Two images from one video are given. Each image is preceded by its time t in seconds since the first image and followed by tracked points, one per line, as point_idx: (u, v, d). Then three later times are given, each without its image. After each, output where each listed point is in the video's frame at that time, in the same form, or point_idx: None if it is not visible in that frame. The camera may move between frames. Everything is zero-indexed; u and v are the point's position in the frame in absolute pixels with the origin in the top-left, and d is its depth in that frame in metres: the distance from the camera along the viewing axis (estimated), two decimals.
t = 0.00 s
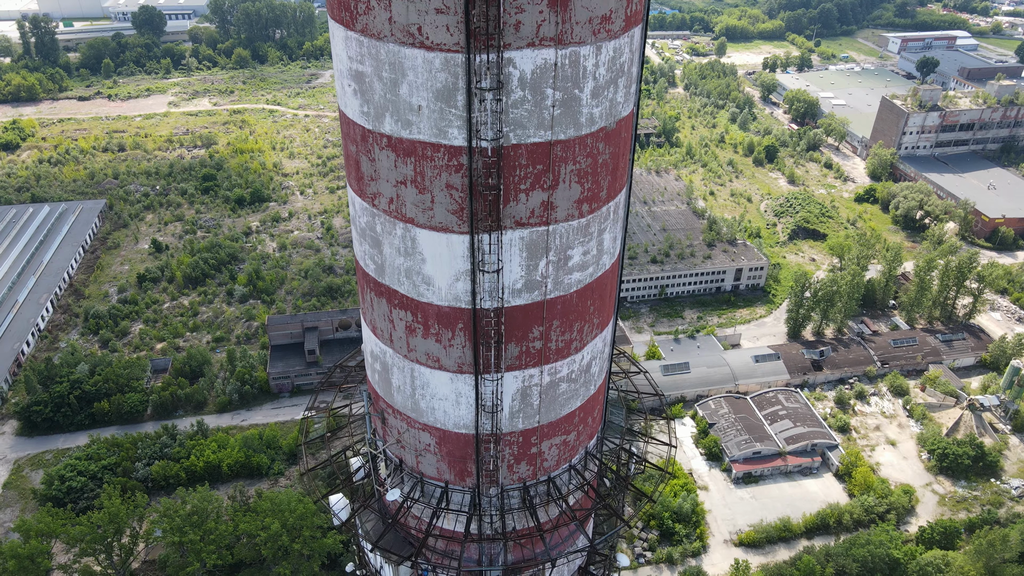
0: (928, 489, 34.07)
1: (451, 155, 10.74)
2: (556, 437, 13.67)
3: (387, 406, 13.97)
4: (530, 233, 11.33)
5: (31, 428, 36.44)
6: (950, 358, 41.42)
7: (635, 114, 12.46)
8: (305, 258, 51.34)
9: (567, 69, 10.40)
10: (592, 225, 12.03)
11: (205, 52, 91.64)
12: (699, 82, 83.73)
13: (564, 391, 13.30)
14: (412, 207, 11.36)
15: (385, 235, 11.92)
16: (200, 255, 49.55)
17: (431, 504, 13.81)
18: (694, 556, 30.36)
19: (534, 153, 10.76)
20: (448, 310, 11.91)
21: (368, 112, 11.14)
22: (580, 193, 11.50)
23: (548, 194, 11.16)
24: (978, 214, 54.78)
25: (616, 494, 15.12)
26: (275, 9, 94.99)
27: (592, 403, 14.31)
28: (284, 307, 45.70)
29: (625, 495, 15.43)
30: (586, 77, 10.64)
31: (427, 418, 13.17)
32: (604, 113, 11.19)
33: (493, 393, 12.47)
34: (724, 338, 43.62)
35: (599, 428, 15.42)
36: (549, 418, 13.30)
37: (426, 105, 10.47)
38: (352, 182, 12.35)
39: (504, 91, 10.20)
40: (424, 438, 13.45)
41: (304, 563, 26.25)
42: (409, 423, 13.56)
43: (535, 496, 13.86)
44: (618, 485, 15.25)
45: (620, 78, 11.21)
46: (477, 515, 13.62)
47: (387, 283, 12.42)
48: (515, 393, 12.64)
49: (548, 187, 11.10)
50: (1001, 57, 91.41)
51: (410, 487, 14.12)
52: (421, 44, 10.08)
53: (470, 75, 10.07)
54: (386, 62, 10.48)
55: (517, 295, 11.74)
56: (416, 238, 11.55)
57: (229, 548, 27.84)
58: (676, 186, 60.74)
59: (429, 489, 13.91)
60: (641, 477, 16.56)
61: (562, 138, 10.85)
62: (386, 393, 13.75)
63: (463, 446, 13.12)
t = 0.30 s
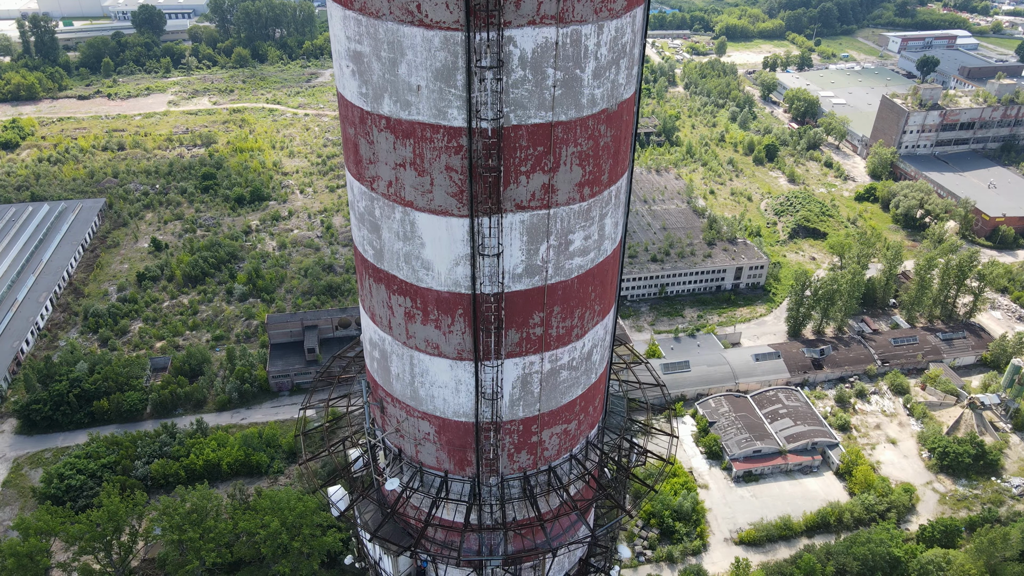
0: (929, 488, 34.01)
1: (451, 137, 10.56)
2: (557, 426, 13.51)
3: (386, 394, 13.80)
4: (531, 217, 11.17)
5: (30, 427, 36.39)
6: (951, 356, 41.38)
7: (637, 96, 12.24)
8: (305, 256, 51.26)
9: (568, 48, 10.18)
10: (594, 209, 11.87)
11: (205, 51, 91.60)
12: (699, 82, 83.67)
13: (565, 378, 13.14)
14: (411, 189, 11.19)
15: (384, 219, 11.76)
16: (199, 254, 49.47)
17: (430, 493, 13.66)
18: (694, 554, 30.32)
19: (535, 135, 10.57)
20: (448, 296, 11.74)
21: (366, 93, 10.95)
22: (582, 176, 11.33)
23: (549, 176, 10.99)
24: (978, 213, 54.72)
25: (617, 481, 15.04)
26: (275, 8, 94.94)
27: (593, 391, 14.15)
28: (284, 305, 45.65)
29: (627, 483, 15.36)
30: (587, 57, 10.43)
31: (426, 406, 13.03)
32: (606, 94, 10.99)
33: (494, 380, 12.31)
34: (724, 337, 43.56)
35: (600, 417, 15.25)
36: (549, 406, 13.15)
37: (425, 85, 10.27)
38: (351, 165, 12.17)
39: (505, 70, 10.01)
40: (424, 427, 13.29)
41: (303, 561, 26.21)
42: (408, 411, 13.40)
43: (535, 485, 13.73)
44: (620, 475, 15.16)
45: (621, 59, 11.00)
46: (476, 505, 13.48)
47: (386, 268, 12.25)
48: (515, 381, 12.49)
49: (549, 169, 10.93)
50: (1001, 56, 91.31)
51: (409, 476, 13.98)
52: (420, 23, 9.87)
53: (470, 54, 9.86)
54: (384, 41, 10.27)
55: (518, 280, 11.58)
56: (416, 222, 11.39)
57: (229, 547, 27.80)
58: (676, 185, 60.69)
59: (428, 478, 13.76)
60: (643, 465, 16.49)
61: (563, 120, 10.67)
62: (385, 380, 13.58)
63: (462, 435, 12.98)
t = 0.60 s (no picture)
0: (930, 486, 33.96)
1: (450, 118, 10.41)
2: (558, 414, 13.28)
3: (385, 382, 13.59)
4: (531, 200, 11.00)
5: (30, 426, 36.36)
6: (951, 355, 41.32)
7: (638, 79, 12.06)
8: (304, 255, 51.19)
9: (569, 27, 10.03)
10: (595, 192, 11.69)
11: (205, 51, 91.53)
12: (699, 81, 83.59)
13: (566, 365, 12.93)
14: (410, 172, 11.03)
15: (383, 203, 11.59)
16: (199, 252, 49.39)
17: (429, 482, 13.45)
18: (695, 553, 30.28)
19: (536, 115, 10.41)
20: (447, 281, 11.56)
21: (365, 74, 10.80)
22: (583, 158, 11.16)
23: (550, 157, 10.83)
24: (978, 212, 54.66)
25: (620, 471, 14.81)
26: (275, 7, 94.89)
27: (595, 379, 13.93)
28: (284, 304, 45.60)
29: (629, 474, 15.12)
30: (589, 36, 10.27)
31: (425, 394, 12.83)
32: (607, 75, 10.82)
33: (493, 366, 12.11)
34: (724, 336, 43.49)
35: (601, 406, 15.00)
36: (550, 394, 12.93)
37: (424, 65, 10.12)
38: (349, 149, 12.00)
39: (505, 49, 9.85)
40: (423, 415, 13.08)
41: (302, 559, 26.19)
42: (407, 399, 13.19)
43: (536, 475, 13.51)
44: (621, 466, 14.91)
45: (623, 39, 10.83)
46: (476, 494, 13.26)
47: (385, 254, 12.08)
48: (515, 367, 12.29)
49: (550, 151, 10.76)
50: (1001, 55, 91.26)
51: (408, 466, 13.76)
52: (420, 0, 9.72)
53: (469, 32, 9.71)
54: (383, 19, 10.11)
55: (518, 265, 11.40)
56: (415, 205, 11.22)
57: (228, 545, 27.71)
58: (677, 184, 60.64)
59: (427, 467, 13.55)
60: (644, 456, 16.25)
61: (564, 101, 10.50)
62: (384, 368, 13.38)
63: (462, 423, 12.78)
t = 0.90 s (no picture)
0: (931, 485, 33.89)
1: (449, 98, 9.87)
2: (558, 403, 12.65)
3: (383, 371, 12.94)
4: (531, 182, 10.45)
5: (29, 424, 36.28)
6: (952, 354, 41.26)
7: (641, 59, 11.48)
8: (304, 254, 51.12)
9: (572, 3, 9.47)
10: (597, 175, 11.12)
11: (204, 50, 91.49)
12: (699, 80, 83.53)
13: (567, 353, 12.31)
14: (409, 154, 10.47)
15: (381, 185, 11.01)
16: (198, 251, 49.31)
17: (428, 473, 12.82)
18: (695, 552, 30.21)
19: (536, 95, 9.87)
20: (447, 266, 11.00)
21: (362, 54, 10.24)
22: (585, 140, 10.60)
23: (551, 139, 10.27)
24: (979, 211, 54.60)
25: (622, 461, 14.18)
26: (275, 7, 94.93)
27: (596, 367, 13.33)
28: (284, 302, 45.55)
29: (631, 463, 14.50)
30: (591, 14, 9.73)
31: (424, 381, 12.19)
32: (609, 55, 10.27)
33: (493, 355, 11.53)
34: (724, 334, 43.42)
35: (603, 395, 14.35)
36: (551, 382, 12.32)
37: (423, 43, 9.58)
38: (347, 132, 11.40)
39: (506, 26, 9.31)
40: (422, 404, 12.45)
41: (302, 557, 26.18)
42: (406, 388, 12.56)
43: (536, 465, 12.89)
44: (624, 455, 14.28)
45: (626, 17, 10.27)
46: (477, 486, 12.64)
47: (383, 239, 11.49)
48: (516, 355, 11.68)
49: (551, 132, 10.22)
50: (1002, 55, 91.19)
51: (407, 456, 13.13)
52: None
53: (468, 8, 9.18)
54: None
55: (519, 249, 10.85)
56: (414, 188, 10.67)
57: (228, 543, 27.66)
58: (677, 183, 60.59)
59: (426, 457, 12.92)
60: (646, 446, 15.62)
61: (565, 80, 9.95)
62: (382, 356, 12.76)
63: (462, 412, 12.15)
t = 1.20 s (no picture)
0: (931, 483, 33.84)
1: (449, 78, 9.45)
2: (559, 391, 12.08)
3: (381, 359, 12.39)
4: (532, 164, 10.01)
5: (28, 423, 36.20)
6: (952, 352, 41.20)
7: (642, 40, 11.04)
8: (304, 253, 51.06)
9: None
10: (598, 158, 10.66)
11: (204, 49, 91.44)
12: (699, 79, 83.44)
13: (567, 340, 11.76)
14: (408, 135, 10.02)
15: (379, 168, 10.53)
16: (198, 250, 49.23)
17: (427, 463, 12.25)
18: (695, 550, 30.16)
19: (537, 75, 9.45)
20: (446, 250, 10.52)
21: (361, 34, 9.82)
22: (586, 122, 10.17)
23: (551, 120, 9.85)
24: (979, 210, 54.52)
25: (623, 451, 13.66)
26: (275, 6, 94.92)
27: (599, 356, 12.76)
28: (284, 301, 45.49)
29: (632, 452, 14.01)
30: None
31: (423, 368, 11.63)
32: (610, 35, 9.86)
33: (493, 342, 11.01)
34: (725, 333, 43.37)
35: (604, 384, 13.78)
36: (552, 369, 11.77)
37: (422, 21, 9.17)
38: (345, 113, 10.90)
39: (506, 4, 8.92)
40: (421, 392, 11.89)
41: (302, 555, 26.15)
42: (405, 375, 11.99)
43: (537, 454, 12.32)
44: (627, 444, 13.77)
45: None
46: (476, 476, 12.07)
47: (381, 223, 10.98)
48: (516, 342, 11.17)
49: (552, 113, 9.80)
50: (1002, 54, 91.11)
51: (406, 445, 12.55)
52: None
53: None
54: None
55: (519, 233, 10.38)
56: (412, 170, 10.20)
57: (227, 541, 27.63)
58: (677, 181, 60.53)
59: (425, 446, 12.35)
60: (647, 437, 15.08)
61: (566, 60, 9.55)
62: (380, 345, 12.20)
63: (461, 399, 11.59)
